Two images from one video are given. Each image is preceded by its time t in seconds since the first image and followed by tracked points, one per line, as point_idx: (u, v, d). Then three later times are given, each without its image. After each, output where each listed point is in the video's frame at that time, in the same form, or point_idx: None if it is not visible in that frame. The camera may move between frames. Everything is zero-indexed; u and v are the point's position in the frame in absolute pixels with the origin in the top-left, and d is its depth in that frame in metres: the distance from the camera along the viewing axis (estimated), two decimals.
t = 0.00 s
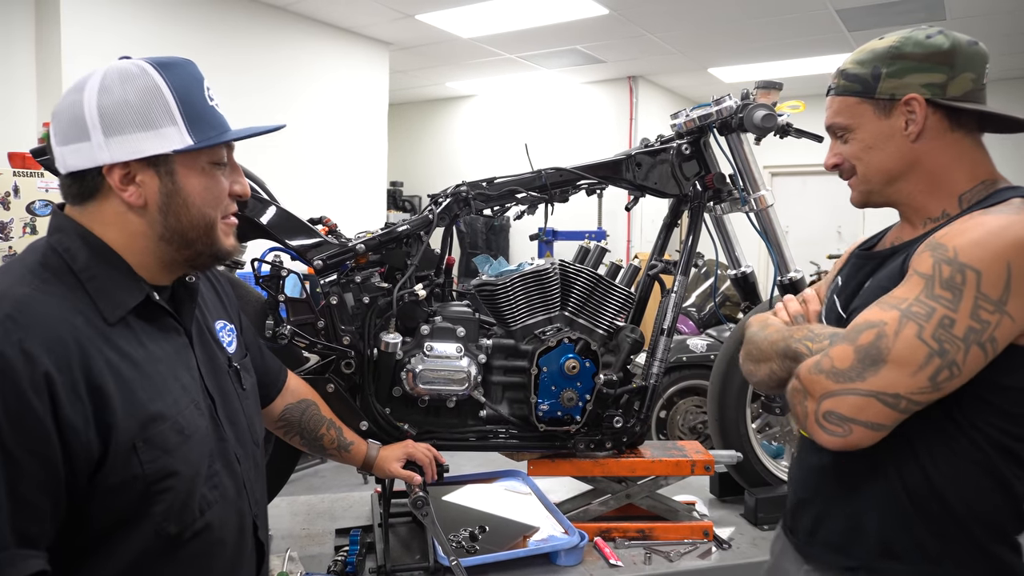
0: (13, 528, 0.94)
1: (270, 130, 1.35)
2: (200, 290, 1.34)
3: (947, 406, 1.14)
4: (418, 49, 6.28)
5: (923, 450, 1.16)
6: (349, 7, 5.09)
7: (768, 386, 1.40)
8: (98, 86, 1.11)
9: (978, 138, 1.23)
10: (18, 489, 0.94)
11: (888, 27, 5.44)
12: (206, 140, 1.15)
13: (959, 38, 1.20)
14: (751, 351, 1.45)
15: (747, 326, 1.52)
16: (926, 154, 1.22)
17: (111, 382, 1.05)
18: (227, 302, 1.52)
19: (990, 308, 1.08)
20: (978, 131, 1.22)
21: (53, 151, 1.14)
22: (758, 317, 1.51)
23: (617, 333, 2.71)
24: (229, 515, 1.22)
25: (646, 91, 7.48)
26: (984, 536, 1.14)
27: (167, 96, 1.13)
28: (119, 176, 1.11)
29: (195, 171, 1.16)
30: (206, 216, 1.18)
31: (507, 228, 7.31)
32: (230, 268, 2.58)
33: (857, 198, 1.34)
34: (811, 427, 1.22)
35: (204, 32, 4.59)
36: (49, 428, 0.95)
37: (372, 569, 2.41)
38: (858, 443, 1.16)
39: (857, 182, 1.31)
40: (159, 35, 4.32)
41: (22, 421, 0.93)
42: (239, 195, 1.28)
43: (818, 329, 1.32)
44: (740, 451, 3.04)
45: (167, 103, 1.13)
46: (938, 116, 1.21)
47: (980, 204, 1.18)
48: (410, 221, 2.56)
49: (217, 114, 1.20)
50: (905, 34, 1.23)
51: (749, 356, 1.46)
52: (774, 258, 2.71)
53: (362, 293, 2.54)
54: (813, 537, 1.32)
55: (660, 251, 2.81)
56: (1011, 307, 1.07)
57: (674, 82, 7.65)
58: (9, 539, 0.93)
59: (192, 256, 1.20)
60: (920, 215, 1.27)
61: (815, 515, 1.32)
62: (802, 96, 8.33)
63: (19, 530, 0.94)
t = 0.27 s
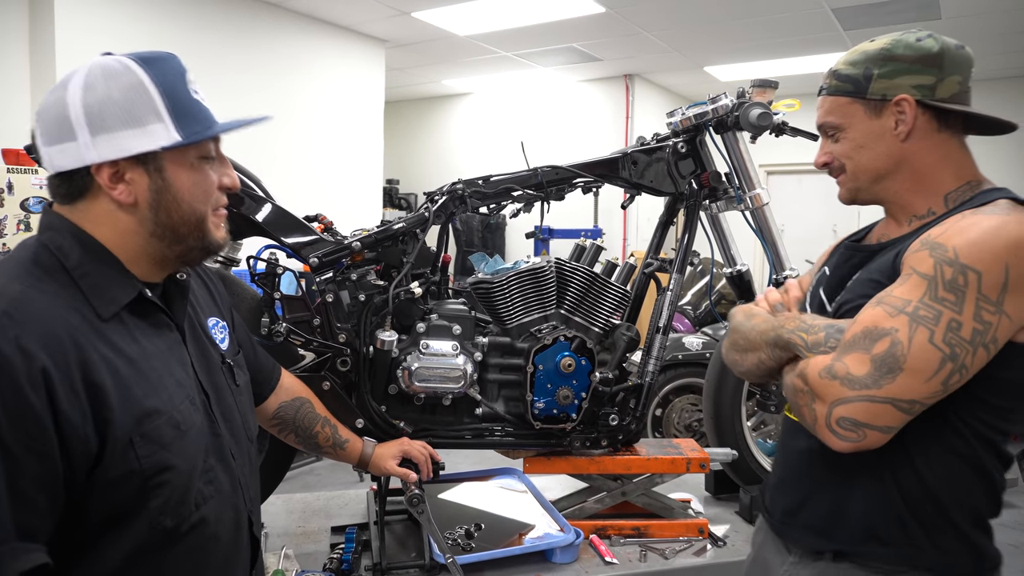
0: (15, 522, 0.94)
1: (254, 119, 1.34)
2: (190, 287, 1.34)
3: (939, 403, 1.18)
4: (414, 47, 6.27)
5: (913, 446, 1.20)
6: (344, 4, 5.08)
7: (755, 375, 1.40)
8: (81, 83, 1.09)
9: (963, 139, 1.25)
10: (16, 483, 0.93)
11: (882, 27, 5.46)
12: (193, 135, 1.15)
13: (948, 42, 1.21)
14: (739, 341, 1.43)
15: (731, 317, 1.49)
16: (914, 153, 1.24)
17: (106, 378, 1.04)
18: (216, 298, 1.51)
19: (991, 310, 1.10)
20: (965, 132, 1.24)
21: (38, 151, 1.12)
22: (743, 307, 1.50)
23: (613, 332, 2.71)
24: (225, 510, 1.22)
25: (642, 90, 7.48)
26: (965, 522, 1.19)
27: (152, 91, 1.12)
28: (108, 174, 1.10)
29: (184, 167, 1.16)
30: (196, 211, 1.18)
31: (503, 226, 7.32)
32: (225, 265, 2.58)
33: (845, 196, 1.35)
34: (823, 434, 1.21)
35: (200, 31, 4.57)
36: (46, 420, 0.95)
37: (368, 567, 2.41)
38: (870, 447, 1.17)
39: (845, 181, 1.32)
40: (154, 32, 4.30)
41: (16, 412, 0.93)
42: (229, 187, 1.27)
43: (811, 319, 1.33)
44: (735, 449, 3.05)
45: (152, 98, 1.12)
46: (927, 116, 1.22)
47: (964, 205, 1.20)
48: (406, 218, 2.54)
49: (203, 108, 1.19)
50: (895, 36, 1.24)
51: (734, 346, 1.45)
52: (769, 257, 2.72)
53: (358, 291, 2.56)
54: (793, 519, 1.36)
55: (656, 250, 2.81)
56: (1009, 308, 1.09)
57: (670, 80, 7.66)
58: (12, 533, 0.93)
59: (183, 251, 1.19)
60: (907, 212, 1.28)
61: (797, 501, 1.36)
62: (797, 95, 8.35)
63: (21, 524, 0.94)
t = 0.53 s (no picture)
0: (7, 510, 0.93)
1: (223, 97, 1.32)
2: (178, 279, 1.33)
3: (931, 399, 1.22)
4: (411, 45, 6.27)
5: (907, 442, 1.23)
6: (341, 2, 5.08)
7: (744, 377, 1.43)
8: (38, 74, 1.09)
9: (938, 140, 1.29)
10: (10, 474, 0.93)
11: (879, 26, 5.47)
12: (156, 109, 1.13)
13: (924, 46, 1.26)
14: (727, 344, 1.47)
15: (717, 318, 1.56)
16: (894, 152, 1.27)
17: (96, 367, 1.04)
18: (208, 294, 1.50)
19: (987, 307, 1.12)
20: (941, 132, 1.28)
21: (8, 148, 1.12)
22: (727, 308, 1.57)
23: (610, 330, 2.71)
24: (225, 500, 1.22)
25: (639, 88, 7.49)
26: (953, 512, 1.23)
27: (110, 73, 1.11)
28: (78, 159, 1.09)
29: (152, 143, 1.15)
30: (172, 186, 1.17)
31: (501, 225, 7.32)
32: (222, 264, 2.58)
33: (823, 193, 1.38)
34: (830, 437, 1.21)
35: (197, 31, 4.57)
36: (35, 409, 0.95)
37: (365, 565, 2.41)
38: (878, 447, 1.17)
39: (825, 178, 1.35)
40: (150, 30, 4.29)
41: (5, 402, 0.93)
42: (201, 166, 1.26)
43: (803, 320, 1.34)
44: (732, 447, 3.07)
45: (110, 78, 1.11)
46: (906, 115, 1.25)
47: (950, 203, 1.23)
48: (404, 216, 2.53)
49: (160, 86, 1.17)
50: (875, 38, 1.28)
51: (722, 349, 1.49)
52: (765, 255, 2.73)
53: (356, 289, 2.56)
54: (785, 516, 1.37)
55: (653, 248, 2.81)
56: (1004, 304, 1.13)
57: (667, 79, 7.67)
58: (8, 522, 0.92)
59: (164, 233, 1.19)
60: (887, 210, 1.32)
61: (789, 498, 1.36)
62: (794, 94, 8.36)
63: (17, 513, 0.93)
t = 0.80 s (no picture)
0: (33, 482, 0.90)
1: (233, 110, 1.33)
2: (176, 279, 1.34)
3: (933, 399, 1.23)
4: (413, 44, 6.27)
5: (906, 443, 1.25)
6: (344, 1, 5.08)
7: (736, 383, 1.46)
8: (50, 74, 1.09)
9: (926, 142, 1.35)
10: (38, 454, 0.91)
11: (880, 24, 5.46)
12: (165, 119, 1.14)
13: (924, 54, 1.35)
14: (721, 350, 1.51)
15: (709, 323, 1.61)
16: (897, 143, 1.32)
17: (104, 357, 1.05)
18: (204, 293, 1.50)
19: (989, 309, 1.14)
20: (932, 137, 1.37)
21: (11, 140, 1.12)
22: (720, 314, 1.61)
23: (612, 330, 2.72)
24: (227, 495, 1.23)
25: (641, 87, 7.48)
26: (952, 509, 1.24)
27: (122, 77, 1.12)
28: (82, 159, 1.10)
29: (157, 150, 1.15)
30: (172, 195, 1.17)
31: (502, 224, 7.32)
32: (225, 263, 2.58)
33: (817, 180, 1.40)
34: (834, 438, 1.22)
35: (199, 29, 4.57)
36: (54, 394, 0.95)
37: (368, 563, 2.42)
38: (883, 448, 1.19)
39: (825, 163, 1.37)
40: (152, 28, 4.29)
41: (27, 384, 0.93)
42: (204, 175, 1.27)
43: (794, 328, 1.37)
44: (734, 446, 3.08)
45: (122, 82, 1.12)
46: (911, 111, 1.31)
47: (944, 203, 1.26)
48: (406, 216, 2.54)
49: (172, 95, 1.18)
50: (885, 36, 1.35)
51: (715, 355, 1.52)
52: (768, 254, 2.73)
53: (359, 288, 2.56)
54: (786, 520, 1.37)
55: (656, 248, 2.81)
56: (1005, 306, 1.14)
57: (669, 78, 7.66)
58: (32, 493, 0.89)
59: (162, 239, 1.20)
60: (880, 206, 1.35)
61: (790, 501, 1.37)
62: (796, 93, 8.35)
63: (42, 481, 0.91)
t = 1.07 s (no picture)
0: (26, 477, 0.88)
1: (240, 120, 1.36)
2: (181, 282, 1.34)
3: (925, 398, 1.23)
4: (415, 45, 6.28)
5: (900, 442, 1.25)
6: (346, 2, 5.09)
7: (731, 382, 1.46)
8: (71, 75, 1.09)
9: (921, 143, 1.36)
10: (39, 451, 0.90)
11: (883, 24, 5.46)
12: (181, 125, 1.15)
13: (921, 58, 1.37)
14: (715, 348, 1.51)
15: (703, 322, 1.60)
16: (896, 144, 1.32)
17: (107, 355, 1.05)
18: (208, 294, 1.51)
19: (985, 307, 1.15)
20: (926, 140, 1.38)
21: (25, 137, 1.11)
22: (714, 313, 1.61)
23: (616, 330, 2.73)
24: (232, 497, 1.23)
25: (644, 88, 7.48)
26: (944, 508, 1.25)
27: (142, 82, 1.13)
28: (97, 160, 1.10)
29: (171, 154, 1.16)
30: (183, 199, 1.18)
31: (505, 224, 7.33)
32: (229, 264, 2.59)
33: (814, 178, 1.40)
34: (831, 436, 1.22)
35: (202, 29, 4.58)
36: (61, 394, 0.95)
37: (372, 564, 2.42)
38: (878, 445, 1.19)
39: (823, 162, 1.37)
40: (156, 29, 4.30)
41: (36, 382, 0.93)
42: (212, 182, 1.28)
43: (789, 326, 1.37)
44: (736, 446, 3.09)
45: (141, 88, 1.12)
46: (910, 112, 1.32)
47: (939, 203, 1.26)
48: (410, 217, 2.55)
49: (187, 102, 1.20)
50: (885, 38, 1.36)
51: (710, 354, 1.52)
52: (772, 255, 2.73)
53: (362, 289, 2.54)
54: (781, 522, 1.37)
55: (659, 248, 2.80)
56: (1000, 305, 1.15)
57: (672, 78, 7.66)
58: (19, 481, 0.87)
59: (170, 243, 1.20)
60: (875, 207, 1.36)
61: (785, 502, 1.37)
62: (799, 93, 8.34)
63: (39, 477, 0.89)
